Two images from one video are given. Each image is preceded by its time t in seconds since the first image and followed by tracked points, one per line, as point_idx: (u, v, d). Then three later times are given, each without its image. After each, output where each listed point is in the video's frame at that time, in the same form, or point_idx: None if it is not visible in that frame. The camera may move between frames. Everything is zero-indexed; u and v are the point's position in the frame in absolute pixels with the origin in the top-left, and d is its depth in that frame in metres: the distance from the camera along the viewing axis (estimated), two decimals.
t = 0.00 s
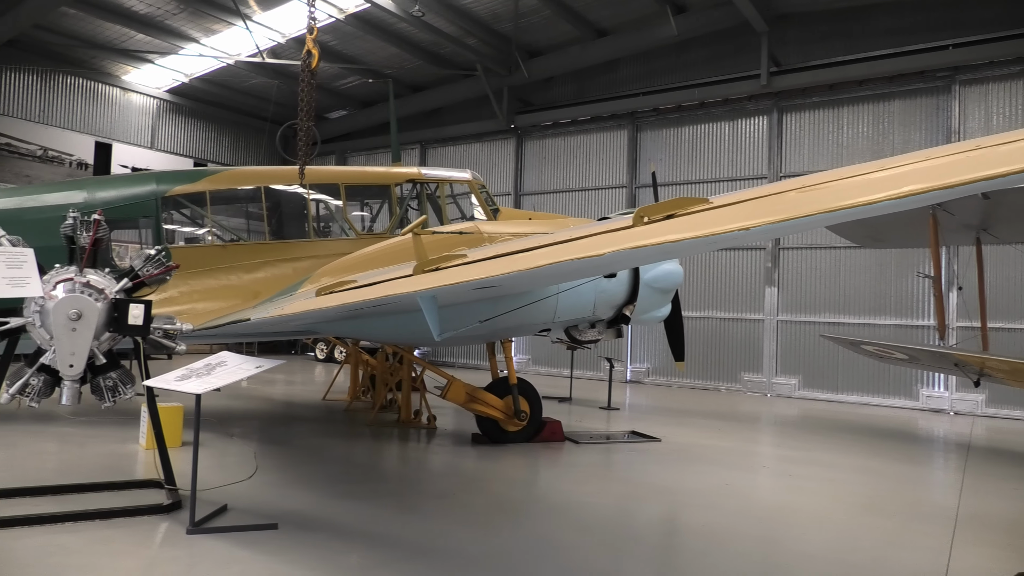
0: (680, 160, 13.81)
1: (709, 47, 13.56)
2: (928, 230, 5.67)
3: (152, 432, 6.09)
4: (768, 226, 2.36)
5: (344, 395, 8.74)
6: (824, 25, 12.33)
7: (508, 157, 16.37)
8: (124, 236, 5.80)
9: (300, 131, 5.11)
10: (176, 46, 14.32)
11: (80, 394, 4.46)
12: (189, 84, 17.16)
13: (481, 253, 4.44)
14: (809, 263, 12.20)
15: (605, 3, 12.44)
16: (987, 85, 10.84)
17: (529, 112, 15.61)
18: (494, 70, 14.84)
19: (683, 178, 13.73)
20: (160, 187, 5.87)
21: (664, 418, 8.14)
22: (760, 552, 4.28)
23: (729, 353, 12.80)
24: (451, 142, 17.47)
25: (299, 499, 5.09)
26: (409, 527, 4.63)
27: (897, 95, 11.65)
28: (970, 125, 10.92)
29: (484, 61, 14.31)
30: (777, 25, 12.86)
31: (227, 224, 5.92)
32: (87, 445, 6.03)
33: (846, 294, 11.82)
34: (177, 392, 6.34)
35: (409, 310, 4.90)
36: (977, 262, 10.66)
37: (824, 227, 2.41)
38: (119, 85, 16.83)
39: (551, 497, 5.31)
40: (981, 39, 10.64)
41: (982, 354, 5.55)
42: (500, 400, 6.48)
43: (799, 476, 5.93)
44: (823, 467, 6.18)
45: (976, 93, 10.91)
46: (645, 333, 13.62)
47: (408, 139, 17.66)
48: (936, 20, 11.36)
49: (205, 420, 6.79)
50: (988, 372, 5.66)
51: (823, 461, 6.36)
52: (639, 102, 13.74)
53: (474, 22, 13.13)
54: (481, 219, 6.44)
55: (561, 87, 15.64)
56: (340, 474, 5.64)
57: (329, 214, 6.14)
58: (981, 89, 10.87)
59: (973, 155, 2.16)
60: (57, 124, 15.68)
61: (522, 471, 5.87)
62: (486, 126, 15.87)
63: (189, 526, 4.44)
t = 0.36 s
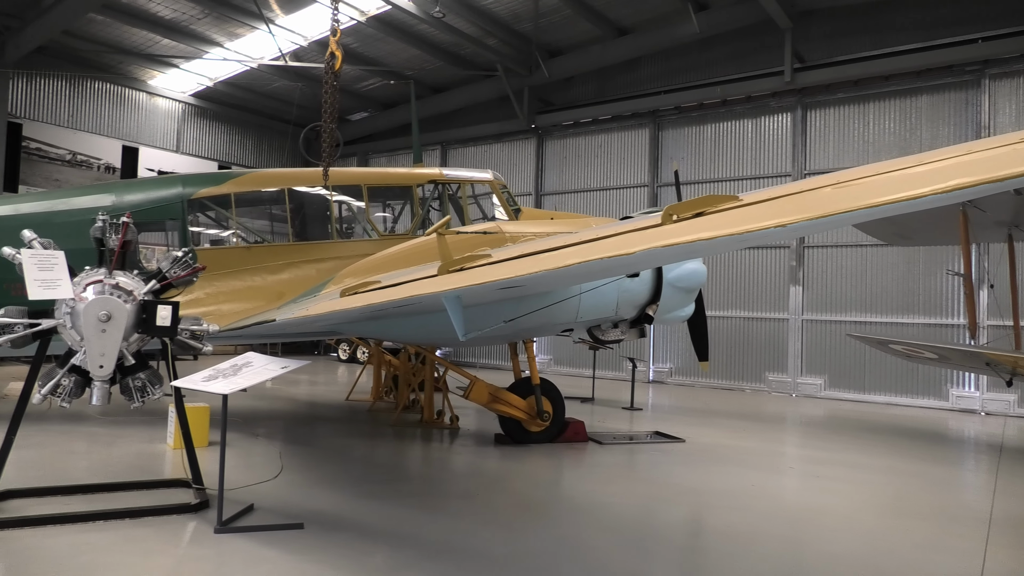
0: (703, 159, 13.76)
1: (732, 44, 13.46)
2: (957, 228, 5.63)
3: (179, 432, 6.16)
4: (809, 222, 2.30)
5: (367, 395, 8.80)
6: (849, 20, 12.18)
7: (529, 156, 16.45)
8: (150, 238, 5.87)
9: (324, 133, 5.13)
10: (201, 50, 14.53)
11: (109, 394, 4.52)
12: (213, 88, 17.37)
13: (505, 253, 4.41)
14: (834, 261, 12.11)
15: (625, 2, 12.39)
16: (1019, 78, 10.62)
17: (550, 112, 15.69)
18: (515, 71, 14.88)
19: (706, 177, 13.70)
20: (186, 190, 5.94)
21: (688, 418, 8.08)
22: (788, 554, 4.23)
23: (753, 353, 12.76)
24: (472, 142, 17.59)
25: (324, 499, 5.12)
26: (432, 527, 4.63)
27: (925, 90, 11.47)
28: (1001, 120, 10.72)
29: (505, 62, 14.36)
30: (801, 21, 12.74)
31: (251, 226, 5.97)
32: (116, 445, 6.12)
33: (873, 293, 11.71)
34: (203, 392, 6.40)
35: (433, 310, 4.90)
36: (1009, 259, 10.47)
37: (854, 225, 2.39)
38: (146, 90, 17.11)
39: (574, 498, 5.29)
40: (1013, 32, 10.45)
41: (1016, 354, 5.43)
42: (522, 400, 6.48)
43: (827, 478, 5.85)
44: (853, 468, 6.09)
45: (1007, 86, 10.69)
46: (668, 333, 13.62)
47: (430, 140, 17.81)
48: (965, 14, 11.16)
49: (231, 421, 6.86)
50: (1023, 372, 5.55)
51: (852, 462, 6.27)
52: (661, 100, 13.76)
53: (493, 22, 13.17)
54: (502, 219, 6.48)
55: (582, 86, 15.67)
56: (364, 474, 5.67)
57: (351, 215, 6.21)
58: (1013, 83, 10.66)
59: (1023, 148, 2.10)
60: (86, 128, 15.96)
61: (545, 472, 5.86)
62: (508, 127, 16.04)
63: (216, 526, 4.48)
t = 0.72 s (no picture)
0: (725, 158, 13.71)
1: (754, 41, 13.35)
2: (989, 227, 5.55)
3: (205, 431, 6.23)
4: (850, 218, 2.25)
5: (388, 395, 8.84)
6: (874, 15, 12.04)
7: (550, 156, 16.51)
8: (176, 240, 5.94)
9: (346, 134, 5.15)
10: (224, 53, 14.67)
11: (138, 393, 4.57)
12: (237, 91, 17.55)
13: (528, 253, 4.40)
14: (859, 260, 11.99)
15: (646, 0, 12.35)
16: None
17: (571, 112, 15.75)
18: (535, 71, 14.89)
19: (729, 176, 13.66)
20: (211, 192, 6.00)
21: (710, 419, 8.02)
22: (816, 556, 4.17)
23: (776, 353, 12.68)
24: (493, 142, 17.68)
25: (348, 498, 5.15)
26: (455, 526, 4.64)
27: (953, 86, 11.30)
28: None
29: (525, 62, 14.39)
30: (826, 17, 12.61)
31: (274, 227, 6.01)
32: (143, 444, 6.20)
33: (899, 292, 11.59)
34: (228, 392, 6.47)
35: (456, 310, 4.90)
36: None
37: (881, 225, 2.39)
38: (171, 93, 17.33)
39: (597, 498, 5.27)
40: None
41: None
42: (544, 400, 6.47)
43: (853, 480, 5.77)
44: (881, 470, 6.00)
45: None
46: (690, 333, 13.59)
47: (450, 140, 17.92)
48: (994, 8, 10.95)
49: (255, 420, 6.93)
50: None
51: (879, 464, 6.19)
52: (683, 99, 13.70)
53: (514, 22, 13.19)
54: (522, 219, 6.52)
55: (602, 86, 15.66)
56: (388, 474, 5.69)
57: (373, 216, 6.27)
58: None
59: None
60: (113, 131, 16.24)
61: (567, 472, 5.84)
62: (528, 127, 16.11)
63: (242, 524, 4.52)
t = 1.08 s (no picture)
0: (747, 157, 13.64)
1: (777, 39, 13.26)
2: (1020, 230, 5.50)
3: (228, 430, 6.29)
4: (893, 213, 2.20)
5: (408, 395, 8.88)
6: (900, 13, 11.91)
7: (569, 156, 16.53)
8: (200, 240, 5.99)
9: (369, 135, 5.17)
10: (247, 55, 14.81)
11: (164, 392, 4.62)
12: (258, 93, 17.71)
13: (551, 253, 4.38)
14: (884, 260, 11.88)
15: None
16: None
17: (590, 111, 15.74)
18: (555, 71, 14.90)
19: (751, 175, 13.58)
20: (234, 192, 6.06)
21: (732, 420, 7.97)
22: (842, 559, 4.12)
23: (799, 355, 12.58)
24: (513, 142, 17.73)
25: (370, 497, 5.17)
26: (476, 526, 4.65)
27: (981, 84, 11.14)
28: None
29: (545, 61, 14.41)
30: (850, 14, 12.50)
31: (296, 227, 6.07)
32: (168, 442, 6.27)
33: (925, 293, 11.46)
34: (251, 391, 6.53)
35: (479, 310, 4.90)
36: None
37: (908, 224, 2.38)
38: (194, 95, 17.53)
39: (617, 499, 5.26)
40: None
41: None
42: (564, 400, 6.46)
43: (879, 482, 5.70)
44: (907, 473, 5.93)
45: None
46: (711, 333, 13.53)
47: (470, 141, 18.00)
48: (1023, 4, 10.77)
49: (277, 420, 6.98)
50: None
51: (906, 467, 6.10)
52: (703, 98, 13.63)
53: (533, 21, 13.20)
54: (542, 218, 6.52)
55: (622, 85, 15.64)
56: (409, 473, 5.71)
57: (393, 217, 6.30)
58: None
59: None
60: (137, 133, 16.49)
61: (588, 473, 5.83)
62: (546, 127, 16.12)
63: (266, 523, 4.55)
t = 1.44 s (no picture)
0: (768, 155, 13.54)
1: (798, 37, 13.14)
2: None
3: (250, 429, 6.35)
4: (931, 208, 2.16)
5: (427, 395, 8.91)
6: (924, 9, 11.75)
7: (588, 156, 16.53)
8: (222, 241, 6.05)
9: (389, 134, 5.19)
10: (267, 58, 14.97)
11: (187, 391, 4.66)
12: (278, 94, 17.87)
13: (573, 252, 4.36)
14: (907, 260, 11.75)
15: None
16: None
17: (609, 111, 15.71)
18: (573, 70, 14.91)
19: (772, 173, 13.49)
20: (255, 194, 6.11)
21: (753, 421, 7.91)
22: (867, 561, 4.07)
23: (820, 355, 12.47)
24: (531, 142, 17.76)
25: (391, 496, 5.19)
26: (497, 525, 4.65)
27: (1008, 79, 10.96)
28: None
29: (563, 61, 14.41)
30: (873, 11, 12.36)
31: (316, 228, 6.12)
32: (192, 441, 6.35)
33: (950, 293, 11.32)
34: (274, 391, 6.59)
35: (501, 309, 4.90)
36: None
37: (933, 224, 2.37)
38: (216, 98, 17.74)
39: (638, 499, 5.24)
40: None
41: None
42: (584, 400, 6.45)
43: (904, 484, 5.62)
44: (934, 475, 5.84)
45: None
46: (732, 332, 13.47)
47: (488, 141, 18.06)
48: None
49: (299, 419, 7.04)
50: None
51: (933, 469, 6.02)
52: (723, 96, 13.56)
53: (551, 21, 13.21)
54: (561, 218, 6.52)
55: (641, 84, 15.59)
56: (429, 473, 5.72)
57: (413, 217, 6.33)
58: None
59: None
60: (160, 135, 16.73)
61: (608, 473, 5.80)
62: (565, 126, 16.13)
63: (288, 521, 4.58)
